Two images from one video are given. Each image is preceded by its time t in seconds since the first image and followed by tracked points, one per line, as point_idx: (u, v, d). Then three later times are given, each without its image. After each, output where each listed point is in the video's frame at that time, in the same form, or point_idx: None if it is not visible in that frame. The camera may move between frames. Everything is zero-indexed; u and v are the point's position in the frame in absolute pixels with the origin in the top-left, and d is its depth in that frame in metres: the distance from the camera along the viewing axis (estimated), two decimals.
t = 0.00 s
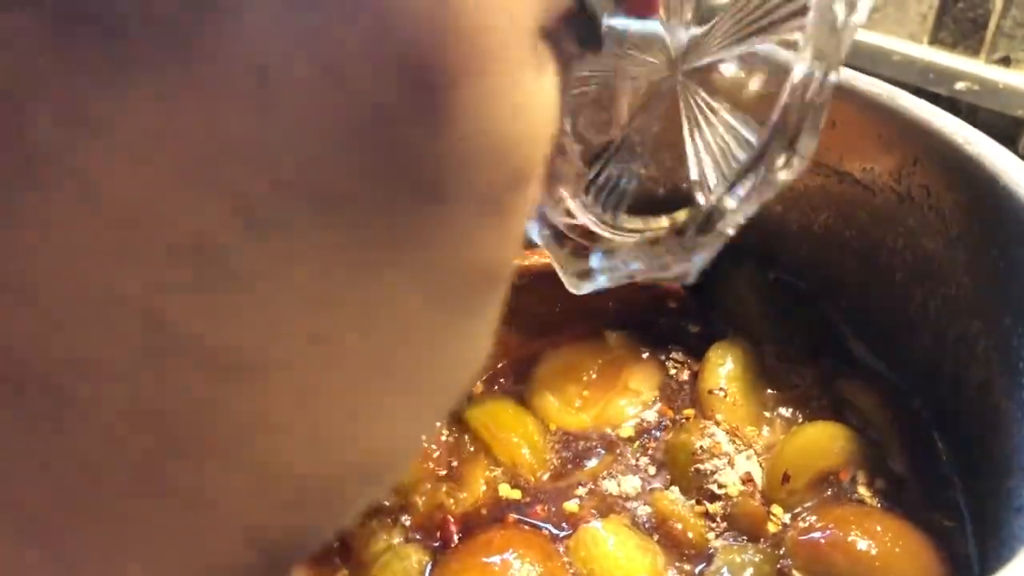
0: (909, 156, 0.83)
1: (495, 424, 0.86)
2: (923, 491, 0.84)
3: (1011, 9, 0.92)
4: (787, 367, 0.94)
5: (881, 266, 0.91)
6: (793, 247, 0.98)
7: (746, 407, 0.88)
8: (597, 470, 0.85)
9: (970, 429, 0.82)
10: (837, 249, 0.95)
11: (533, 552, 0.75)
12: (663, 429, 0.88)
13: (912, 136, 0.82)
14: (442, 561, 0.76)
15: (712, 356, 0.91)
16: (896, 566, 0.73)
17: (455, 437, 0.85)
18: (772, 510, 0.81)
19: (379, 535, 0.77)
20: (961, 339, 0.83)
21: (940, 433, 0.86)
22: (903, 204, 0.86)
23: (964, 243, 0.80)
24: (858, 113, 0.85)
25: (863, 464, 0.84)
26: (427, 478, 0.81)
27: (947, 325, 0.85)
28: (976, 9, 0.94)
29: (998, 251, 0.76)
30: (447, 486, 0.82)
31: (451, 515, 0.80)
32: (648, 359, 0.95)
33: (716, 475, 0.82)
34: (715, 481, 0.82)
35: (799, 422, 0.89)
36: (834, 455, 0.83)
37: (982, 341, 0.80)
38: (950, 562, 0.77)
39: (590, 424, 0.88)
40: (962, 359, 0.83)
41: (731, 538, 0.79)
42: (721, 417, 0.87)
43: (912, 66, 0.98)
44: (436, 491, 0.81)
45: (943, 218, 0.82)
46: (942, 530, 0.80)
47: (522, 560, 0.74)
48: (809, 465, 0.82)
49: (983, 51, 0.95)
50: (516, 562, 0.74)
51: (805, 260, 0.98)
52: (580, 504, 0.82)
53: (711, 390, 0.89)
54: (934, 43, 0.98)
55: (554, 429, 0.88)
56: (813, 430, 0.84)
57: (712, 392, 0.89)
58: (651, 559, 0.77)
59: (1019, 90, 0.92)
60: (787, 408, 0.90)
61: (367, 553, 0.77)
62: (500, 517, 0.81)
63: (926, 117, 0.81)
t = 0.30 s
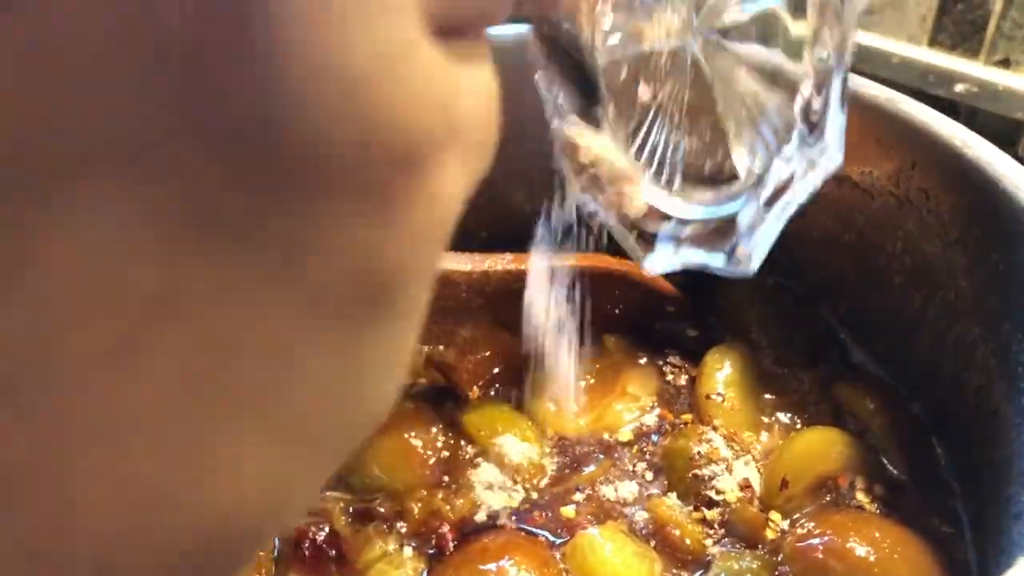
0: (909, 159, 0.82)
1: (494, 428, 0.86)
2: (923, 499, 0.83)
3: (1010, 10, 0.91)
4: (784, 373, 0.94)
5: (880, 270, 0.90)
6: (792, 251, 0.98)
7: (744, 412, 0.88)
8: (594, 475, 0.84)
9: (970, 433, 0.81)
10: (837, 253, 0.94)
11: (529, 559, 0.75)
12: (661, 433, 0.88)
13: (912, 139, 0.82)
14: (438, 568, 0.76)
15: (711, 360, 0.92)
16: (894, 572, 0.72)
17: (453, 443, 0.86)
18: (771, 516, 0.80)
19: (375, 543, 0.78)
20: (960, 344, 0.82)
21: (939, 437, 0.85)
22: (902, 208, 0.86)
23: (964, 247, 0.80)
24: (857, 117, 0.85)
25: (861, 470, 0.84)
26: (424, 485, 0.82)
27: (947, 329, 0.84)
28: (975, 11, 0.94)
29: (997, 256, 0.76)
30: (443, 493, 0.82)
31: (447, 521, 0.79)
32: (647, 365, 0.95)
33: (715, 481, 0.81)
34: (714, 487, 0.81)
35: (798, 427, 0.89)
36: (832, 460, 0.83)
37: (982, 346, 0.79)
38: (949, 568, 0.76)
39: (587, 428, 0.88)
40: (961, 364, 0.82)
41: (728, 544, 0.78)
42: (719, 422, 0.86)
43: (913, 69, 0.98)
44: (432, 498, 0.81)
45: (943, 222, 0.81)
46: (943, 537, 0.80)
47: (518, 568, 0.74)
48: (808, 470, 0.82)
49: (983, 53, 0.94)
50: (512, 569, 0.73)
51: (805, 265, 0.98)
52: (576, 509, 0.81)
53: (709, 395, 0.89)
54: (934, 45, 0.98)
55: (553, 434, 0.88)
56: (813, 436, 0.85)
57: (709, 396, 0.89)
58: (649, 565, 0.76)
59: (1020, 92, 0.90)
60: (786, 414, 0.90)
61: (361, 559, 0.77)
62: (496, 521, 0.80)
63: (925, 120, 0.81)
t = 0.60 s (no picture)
0: (906, 155, 0.82)
1: (489, 426, 0.86)
2: (921, 500, 0.82)
3: (1010, 10, 0.91)
4: (780, 372, 0.93)
5: (877, 268, 0.90)
6: (789, 249, 0.97)
7: (741, 409, 0.87)
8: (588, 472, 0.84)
9: (969, 433, 0.81)
10: (834, 251, 0.93)
11: (522, 557, 0.74)
12: (658, 430, 0.88)
13: (909, 135, 0.81)
14: (431, 566, 0.76)
15: (707, 357, 0.91)
16: (890, 571, 0.72)
17: (447, 441, 0.86)
18: (768, 514, 0.80)
19: (368, 541, 0.77)
20: (958, 342, 0.82)
21: (938, 437, 0.85)
22: (899, 205, 0.85)
23: (962, 245, 0.79)
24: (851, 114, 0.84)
25: (857, 469, 0.84)
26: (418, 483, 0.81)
27: (944, 327, 0.83)
28: (973, 11, 0.93)
29: (994, 253, 0.75)
30: (437, 491, 0.81)
31: (441, 520, 0.79)
32: (643, 363, 0.94)
33: (710, 479, 0.81)
34: (709, 484, 0.81)
35: (795, 426, 0.88)
36: (830, 459, 0.82)
37: (979, 344, 0.79)
38: (946, 567, 0.76)
39: (582, 426, 0.88)
40: (959, 364, 0.82)
41: (723, 542, 0.78)
42: (716, 420, 0.86)
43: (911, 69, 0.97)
44: (426, 496, 0.80)
45: (941, 219, 0.81)
46: (942, 536, 0.79)
47: (512, 566, 0.73)
48: (805, 470, 0.81)
49: (982, 52, 0.94)
50: (506, 567, 0.73)
51: (802, 264, 0.97)
52: (571, 508, 0.81)
53: (705, 393, 0.88)
54: (932, 44, 0.97)
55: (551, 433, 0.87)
56: (812, 433, 0.84)
57: (706, 394, 0.88)
58: (644, 563, 0.75)
59: (1020, 92, 0.91)
60: (782, 412, 0.89)
61: (353, 558, 0.77)
62: (490, 518, 0.80)
63: (919, 115, 0.80)
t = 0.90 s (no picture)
0: (909, 155, 0.82)
1: (494, 421, 0.86)
2: (924, 497, 0.82)
3: (1010, 12, 0.91)
4: (785, 368, 0.93)
5: (879, 266, 0.90)
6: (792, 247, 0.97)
7: (743, 406, 0.88)
8: (591, 467, 0.84)
9: (969, 432, 0.81)
10: (835, 249, 0.94)
11: (527, 551, 0.75)
12: (662, 427, 0.88)
13: (911, 134, 0.81)
14: (435, 561, 0.76)
15: (710, 354, 0.91)
16: (893, 565, 0.73)
17: (452, 436, 0.86)
18: (771, 510, 0.80)
19: (374, 535, 0.78)
20: (959, 340, 0.82)
21: (940, 435, 0.86)
22: (901, 204, 0.85)
23: (965, 243, 0.80)
24: (855, 114, 0.85)
25: (860, 465, 0.84)
26: (423, 479, 0.82)
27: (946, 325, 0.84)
28: (974, 12, 0.93)
29: (996, 250, 0.76)
30: (442, 486, 0.82)
31: (445, 514, 0.80)
32: (646, 360, 0.94)
33: (713, 475, 0.82)
34: (714, 481, 0.81)
35: (798, 422, 0.88)
36: (832, 456, 0.82)
37: (981, 341, 0.79)
38: (948, 562, 0.76)
39: (586, 422, 0.88)
40: (960, 361, 0.82)
41: (727, 538, 0.78)
42: (719, 417, 0.86)
43: (912, 69, 0.98)
44: (431, 491, 0.81)
45: (943, 218, 0.81)
46: (943, 532, 0.79)
47: (517, 560, 0.73)
48: (807, 466, 0.81)
49: (983, 53, 0.95)
50: (511, 561, 0.73)
51: (804, 261, 0.97)
52: (576, 503, 0.81)
53: (709, 389, 0.88)
54: (933, 45, 0.98)
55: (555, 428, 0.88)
56: (814, 429, 0.84)
57: (708, 391, 0.88)
58: (648, 559, 0.75)
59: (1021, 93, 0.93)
60: (785, 409, 0.89)
61: (358, 553, 0.77)
62: (494, 514, 0.80)
63: (922, 114, 0.80)
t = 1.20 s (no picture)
0: (914, 153, 0.83)
1: (501, 418, 0.87)
2: (929, 493, 0.83)
3: (1014, 12, 0.92)
4: (790, 366, 0.93)
5: (883, 264, 0.91)
6: (797, 245, 0.98)
7: (750, 403, 0.88)
8: (597, 463, 0.85)
9: (975, 429, 0.82)
10: (841, 247, 0.94)
11: (533, 546, 0.75)
12: (669, 424, 0.89)
13: (917, 133, 0.82)
14: (444, 555, 0.76)
15: (717, 352, 0.92)
16: (900, 562, 0.73)
17: (459, 432, 0.87)
18: (777, 507, 0.81)
19: (383, 530, 0.79)
20: (964, 339, 0.83)
21: (945, 432, 0.86)
22: (907, 202, 0.86)
23: (971, 242, 0.80)
24: (861, 113, 0.85)
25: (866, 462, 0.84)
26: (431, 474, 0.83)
27: (952, 323, 0.84)
28: (977, 12, 0.94)
29: (1002, 249, 0.76)
30: (449, 481, 0.82)
31: (452, 510, 0.80)
32: (652, 358, 0.95)
33: (720, 472, 0.82)
34: (720, 477, 0.81)
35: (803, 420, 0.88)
36: (839, 453, 0.83)
37: (986, 340, 0.80)
38: (955, 559, 0.77)
39: (593, 419, 0.89)
40: (966, 359, 0.83)
41: (734, 534, 0.79)
42: (726, 415, 0.87)
43: (917, 70, 0.99)
44: (439, 487, 0.81)
45: (950, 216, 0.82)
46: (949, 529, 0.80)
47: (525, 555, 0.74)
48: (811, 463, 0.82)
49: (986, 53, 0.96)
50: (519, 556, 0.74)
51: (809, 259, 0.98)
52: (584, 499, 0.82)
53: (714, 387, 0.89)
54: (936, 46, 0.98)
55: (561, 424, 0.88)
56: (819, 426, 0.84)
57: (714, 388, 0.89)
58: (655, 554, 0.76)
59: (1022, 92, 0.93)
60: (790, 406, 0.90)
61: (367, 548, 0.78)
62: (502, 509, 0.81)
63: (929, 112, 0.81)
